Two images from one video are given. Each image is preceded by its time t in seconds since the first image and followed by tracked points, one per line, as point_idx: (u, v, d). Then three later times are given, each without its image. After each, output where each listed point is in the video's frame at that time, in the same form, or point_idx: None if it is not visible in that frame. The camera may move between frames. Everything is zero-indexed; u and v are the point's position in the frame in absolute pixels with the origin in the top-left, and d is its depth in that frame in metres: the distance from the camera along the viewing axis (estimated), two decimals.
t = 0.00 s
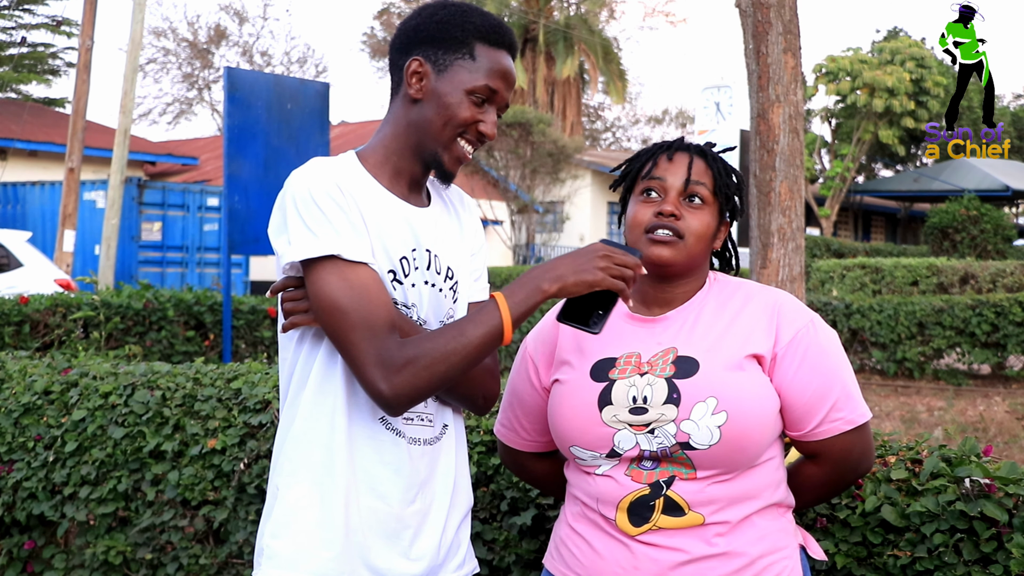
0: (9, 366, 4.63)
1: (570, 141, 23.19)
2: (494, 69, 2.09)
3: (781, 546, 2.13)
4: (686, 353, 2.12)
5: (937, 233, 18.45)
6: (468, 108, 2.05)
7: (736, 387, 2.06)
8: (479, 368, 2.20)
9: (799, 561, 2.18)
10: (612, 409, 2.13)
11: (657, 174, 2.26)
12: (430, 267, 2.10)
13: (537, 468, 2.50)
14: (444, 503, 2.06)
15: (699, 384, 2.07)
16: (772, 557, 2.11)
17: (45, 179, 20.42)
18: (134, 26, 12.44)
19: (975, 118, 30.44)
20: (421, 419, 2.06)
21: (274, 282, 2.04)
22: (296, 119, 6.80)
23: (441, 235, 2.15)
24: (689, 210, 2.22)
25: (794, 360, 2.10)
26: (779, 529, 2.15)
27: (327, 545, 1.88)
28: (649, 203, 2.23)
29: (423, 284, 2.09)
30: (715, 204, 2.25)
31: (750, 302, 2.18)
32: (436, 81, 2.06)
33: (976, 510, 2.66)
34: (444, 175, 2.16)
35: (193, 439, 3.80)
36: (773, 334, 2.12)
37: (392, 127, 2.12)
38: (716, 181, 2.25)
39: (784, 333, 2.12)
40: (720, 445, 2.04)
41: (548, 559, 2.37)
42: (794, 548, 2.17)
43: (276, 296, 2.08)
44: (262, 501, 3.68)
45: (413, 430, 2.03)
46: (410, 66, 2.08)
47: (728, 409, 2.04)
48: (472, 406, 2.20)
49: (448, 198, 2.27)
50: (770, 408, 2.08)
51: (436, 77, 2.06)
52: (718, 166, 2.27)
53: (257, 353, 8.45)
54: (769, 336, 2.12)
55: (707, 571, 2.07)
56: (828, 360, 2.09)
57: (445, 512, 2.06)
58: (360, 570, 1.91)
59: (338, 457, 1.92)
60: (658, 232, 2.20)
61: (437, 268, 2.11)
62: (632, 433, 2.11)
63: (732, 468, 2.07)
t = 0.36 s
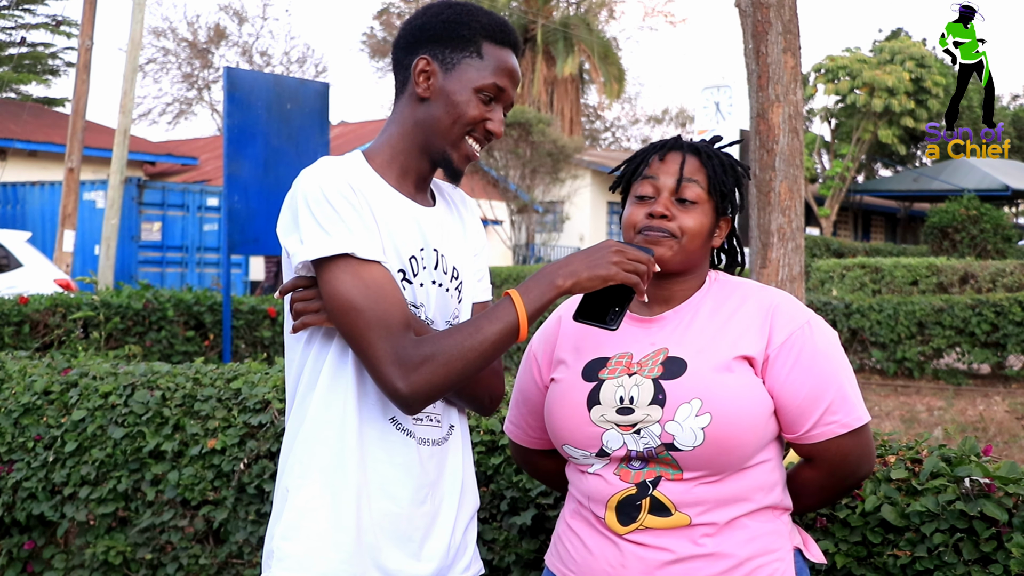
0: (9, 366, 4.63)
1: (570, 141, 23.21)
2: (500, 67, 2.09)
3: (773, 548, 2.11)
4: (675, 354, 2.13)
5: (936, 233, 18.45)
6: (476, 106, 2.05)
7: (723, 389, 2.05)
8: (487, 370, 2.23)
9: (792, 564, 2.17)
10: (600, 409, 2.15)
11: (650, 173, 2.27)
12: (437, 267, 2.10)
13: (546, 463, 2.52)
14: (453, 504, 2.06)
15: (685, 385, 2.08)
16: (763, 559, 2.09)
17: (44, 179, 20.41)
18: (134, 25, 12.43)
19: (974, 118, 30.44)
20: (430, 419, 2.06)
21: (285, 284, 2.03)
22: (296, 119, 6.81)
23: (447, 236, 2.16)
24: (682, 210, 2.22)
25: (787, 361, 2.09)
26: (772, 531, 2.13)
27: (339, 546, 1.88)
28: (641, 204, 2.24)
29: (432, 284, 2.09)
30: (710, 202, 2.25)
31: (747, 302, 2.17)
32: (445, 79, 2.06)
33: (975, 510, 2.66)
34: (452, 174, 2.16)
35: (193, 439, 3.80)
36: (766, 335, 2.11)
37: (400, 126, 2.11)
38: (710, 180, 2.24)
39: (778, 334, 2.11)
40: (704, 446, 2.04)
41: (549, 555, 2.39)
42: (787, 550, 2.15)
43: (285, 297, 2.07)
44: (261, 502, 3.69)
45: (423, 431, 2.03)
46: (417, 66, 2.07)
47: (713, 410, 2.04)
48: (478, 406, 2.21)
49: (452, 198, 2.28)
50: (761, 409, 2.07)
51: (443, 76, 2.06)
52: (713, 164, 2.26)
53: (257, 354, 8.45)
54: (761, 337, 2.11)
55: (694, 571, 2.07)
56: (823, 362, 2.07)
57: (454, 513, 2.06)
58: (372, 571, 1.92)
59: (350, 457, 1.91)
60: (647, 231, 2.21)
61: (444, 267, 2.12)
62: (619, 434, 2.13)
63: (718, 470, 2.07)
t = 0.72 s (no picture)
0: (9, 366, 4.63)
1: (570, 141, 23.21)
2: (500, 66, 2.09)
3: (768, 550, 2.11)
4: (672, 355, 2.13)
5: (937, 233, 18.46)
6: (475, 107, 2.05)
7: (717, 390, 2.05)
8: (491, 370, 2.23)
9: (789, 566, 2.16)
10: (595, 408, 2.16)
11: (649, 173, 2.27)
12: (439, 267, 2.10)
13: (551, 461, 2.52)
14: (456, 506, 2.06)
15: (680, 385, 2.08)
16: (759, 560, 2.09)
17: (44, 179, 20.41)
18: (134, 25, 12.42)
19: (974, 118, 30.45)
20: (432, 420, 2.06)
21: (286, 285, 2.03)
22: (296, 119, 6.81)
23: (449, 235, 2.16)
24: (679, 210, 2.22)
25: (784, 364, 2.08)
26: (767, 533, 2.13)
27: (339, 547, 1.88)
28: (640, 204, 2.24)
29: (433, 284, 2.09)
30: (709, 202, 2.24)
31: (747, 304, 2.17)
32: (444, 80, 2.06)
33: (976, 510, 2.66)
34: (453, 174, 2.16)
35: (193, 439, 3.80)
36: (764, 337, 2.11)
37: (399, 126, 2.11)
38: (709, 180, 2.23)
39: (776, 337, 2.10)
40: (697, 448, 2.04)
41: (548, 553, 2.39)
42: (783, 553, 2.14)
43: (286, 298, 2.07)
44: (262, 501, 3.69)
45: (425, 432, 2.03)
46: (416, 66, 2.07)
47: (706, 412, 2.04)
48: (483, 406, 2.21)
49: (455, 197, 2.27)
50: (757, 411, 2.07)
51: (442, 76, 2.06)
52: (713, 163, 2.25)
53: (257, 354, 8.45)
54: (759, 339, 2.10)
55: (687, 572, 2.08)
56: (821, 365, 2.06)
57: (457, 514, 2.06)
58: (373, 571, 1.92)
59: (350, 458, 1.92)
60: (647, 233, 2.22)
61: (446, 267, 2.12)
62: (614, 433, 2.13)
63: (712, 471, 2.06)
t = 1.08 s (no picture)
0: (9, 366, 4.63)
1: (570, 141, 23.24)
2: (500, 67, 2.09)
3: (766, 551, 2.11)
4: (675, 354, 2.13)
5: (937, 233, 18.46)
6: (475, 107, 2.05)
7: (718, 390, 2.05)
8: (491, 370, 2.23)
9: (787, 567, 2.16)
10: (597, 405, 2.16)
11: (649, 176, 2.27)
12: (440, 267, 2.10)
13: (552, 459, 2.52)
14: (456, 507, 2.06)
15: (682, 384, 2.08)
16: (757, 561, 2.09)
17: (44, 179, 20.40)
18: (134, 25, 12.43)
19: (974, 118, 30.45)
20: (432, 419, 2.06)
21: (286, 286, 2.03)
22: (296, 119, 6.81)
23: (450, 235, 2.15)
24: (680, 213, 2.22)
25: (788, 365, 2.08)
26: (766, 534, 2.13)
27: (338, 547, 1.88)
28: (642, 207, 2.24)
29: (433, 285, 2.09)
30: (711, 202, 2.24)
31: (751, 306, 2.16)
32: (443, 80, 2.06)
33: (976, 510, 2.66)
34: (454, 175, 2.16)
35: (193, 439, 3.80)
36: (767, 339, 2.11)
37: (400, 126, 2.11)
38: (710, 180, 2.23)
39: (779, 339, 2.10)
40: (697, 447, 2.04)
41: (547, 553, 2.39)
42: (782, 553, 2.14)
43: (287, 299, 2.07)
44: (261, 502, 3.69)
45: (425, 431, 2.03)
46: (416, 67, 2.07)
47: (707, 411, 2.04)
48: (483, 406, 2.21)
49: (456, 197, 2.27)
50: (759, 411, 2.07)
51: (441, 76, 2.06)
52: (713, 164, 2.25)
53: (257, 354, 8.46)
54: (762, 341, 2.10)
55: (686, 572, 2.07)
56: (824, 367, 2.06)
57: (457, 515, 2.06)
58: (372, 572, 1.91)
59: (350, 458, 1.91)
60: (649, 237, 2.22)
61: (446, 267, 2.12)
62: (614, 431, 2.13)
63: (712, 471, 2.06)
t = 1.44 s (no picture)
0: (9, 366, 4.63)
1: (570, 141, 23.27)
2: (498, 66, 2.09)
3: (766, 552, 2.11)
4: (677, 351, 2.13)
5: (937, 233, 18.46)
6: (474, 107, 2.05)
7: (720, 387, 2.05)
8: (489, 370, 2.22)
9: (787, 568, 2.16)
10: (598, 401, 2.16)
11: (652, 182, 2.26)
12: (439, 267, 2.10)
13: (551, 460, 2.52)
14: (455, 507, 2.06)
15: (683, 381, 2.08)
16: (757, 562, 2.09)
17: (44, 179, 20.40)
18: (134, 25, 12.42)
19: (975, 118, 30.44)
20: (431, 419, 2.06)
21: (284, 286, 2.03)
22: (296, 119, 6.81)
23: (449, 235, 2.16)
24: (684, 218, 2.22)
25: (791, 365, 2.08)
26: (766, 535, 2.13)
27: (336, 546, 1.88)
28: (645, 212, 2.24)
29: (432, 285, 2.09)
30: (712, 207, 2.24)
31: (753, 305, 2.17)
32: (441, 80, 2.06)
33: (976, 510, 2.66)
34: (452, 175, 2.16)
35: (193, 439, 3.80)
36: (769, 338, 2.11)
37: (399, 127, 2.11)
38: (712, 184, 2.23)
39: (781, 339, 2.10)
40: (699, 443, 2.04)
41: (546, 554, 2.38)
42: (782, 554, 2.15)
43: (284, 299, 2.06)
44: (262, 502, 3.69)
45: (423, 431, 2.03)
46: (414, 67, 2.07)
47: (709, 407, 2.04)
48: (482, 406, 2.21)
49: (454, 198, 2.28)
50: (760, 410, 2.07)
51: (440, 76, 2.06)
52: (715, 166, 2.25)
53: (257, 354, 8.46)
54: (764, 340, 2.10)
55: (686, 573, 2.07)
56: (825, 367, 2.06)
57: (456, 515, 2.06)
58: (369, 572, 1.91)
59: (347, 458, 1.91)
60: (653, 243, 2.21)
61: (445, 267, 2.12)
62: (615, 426, 2.13)
63: (712, 469, 2.06)
